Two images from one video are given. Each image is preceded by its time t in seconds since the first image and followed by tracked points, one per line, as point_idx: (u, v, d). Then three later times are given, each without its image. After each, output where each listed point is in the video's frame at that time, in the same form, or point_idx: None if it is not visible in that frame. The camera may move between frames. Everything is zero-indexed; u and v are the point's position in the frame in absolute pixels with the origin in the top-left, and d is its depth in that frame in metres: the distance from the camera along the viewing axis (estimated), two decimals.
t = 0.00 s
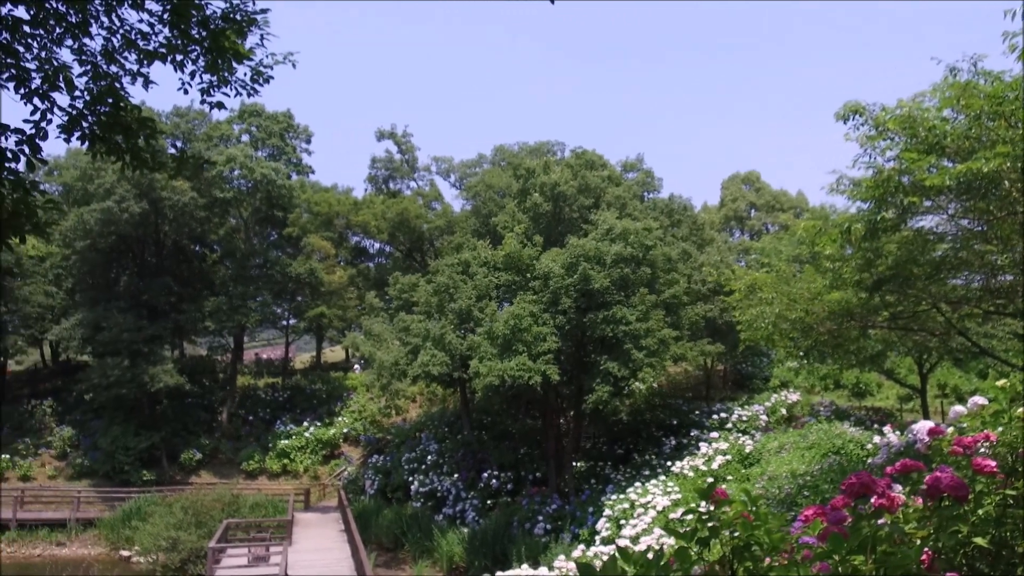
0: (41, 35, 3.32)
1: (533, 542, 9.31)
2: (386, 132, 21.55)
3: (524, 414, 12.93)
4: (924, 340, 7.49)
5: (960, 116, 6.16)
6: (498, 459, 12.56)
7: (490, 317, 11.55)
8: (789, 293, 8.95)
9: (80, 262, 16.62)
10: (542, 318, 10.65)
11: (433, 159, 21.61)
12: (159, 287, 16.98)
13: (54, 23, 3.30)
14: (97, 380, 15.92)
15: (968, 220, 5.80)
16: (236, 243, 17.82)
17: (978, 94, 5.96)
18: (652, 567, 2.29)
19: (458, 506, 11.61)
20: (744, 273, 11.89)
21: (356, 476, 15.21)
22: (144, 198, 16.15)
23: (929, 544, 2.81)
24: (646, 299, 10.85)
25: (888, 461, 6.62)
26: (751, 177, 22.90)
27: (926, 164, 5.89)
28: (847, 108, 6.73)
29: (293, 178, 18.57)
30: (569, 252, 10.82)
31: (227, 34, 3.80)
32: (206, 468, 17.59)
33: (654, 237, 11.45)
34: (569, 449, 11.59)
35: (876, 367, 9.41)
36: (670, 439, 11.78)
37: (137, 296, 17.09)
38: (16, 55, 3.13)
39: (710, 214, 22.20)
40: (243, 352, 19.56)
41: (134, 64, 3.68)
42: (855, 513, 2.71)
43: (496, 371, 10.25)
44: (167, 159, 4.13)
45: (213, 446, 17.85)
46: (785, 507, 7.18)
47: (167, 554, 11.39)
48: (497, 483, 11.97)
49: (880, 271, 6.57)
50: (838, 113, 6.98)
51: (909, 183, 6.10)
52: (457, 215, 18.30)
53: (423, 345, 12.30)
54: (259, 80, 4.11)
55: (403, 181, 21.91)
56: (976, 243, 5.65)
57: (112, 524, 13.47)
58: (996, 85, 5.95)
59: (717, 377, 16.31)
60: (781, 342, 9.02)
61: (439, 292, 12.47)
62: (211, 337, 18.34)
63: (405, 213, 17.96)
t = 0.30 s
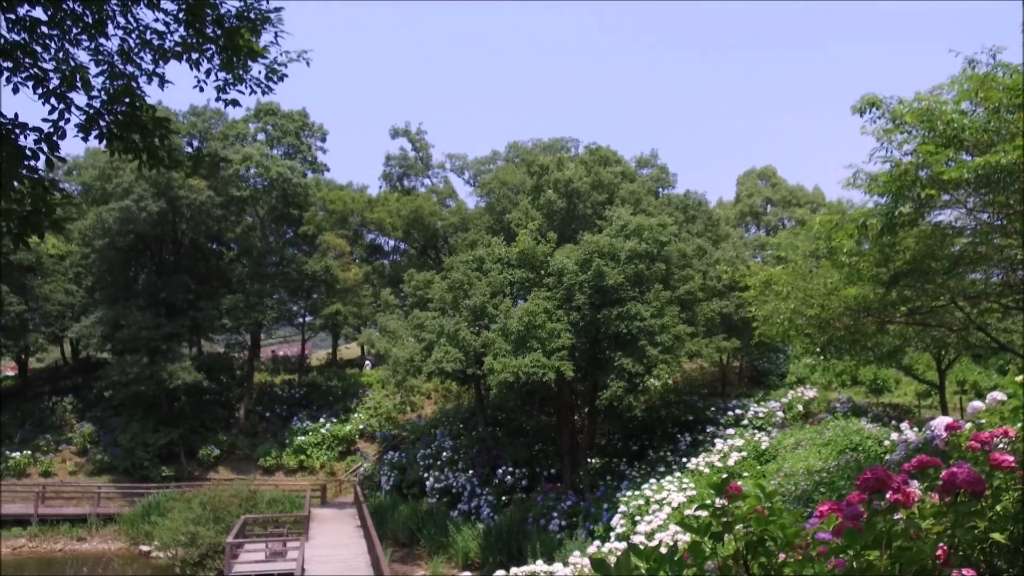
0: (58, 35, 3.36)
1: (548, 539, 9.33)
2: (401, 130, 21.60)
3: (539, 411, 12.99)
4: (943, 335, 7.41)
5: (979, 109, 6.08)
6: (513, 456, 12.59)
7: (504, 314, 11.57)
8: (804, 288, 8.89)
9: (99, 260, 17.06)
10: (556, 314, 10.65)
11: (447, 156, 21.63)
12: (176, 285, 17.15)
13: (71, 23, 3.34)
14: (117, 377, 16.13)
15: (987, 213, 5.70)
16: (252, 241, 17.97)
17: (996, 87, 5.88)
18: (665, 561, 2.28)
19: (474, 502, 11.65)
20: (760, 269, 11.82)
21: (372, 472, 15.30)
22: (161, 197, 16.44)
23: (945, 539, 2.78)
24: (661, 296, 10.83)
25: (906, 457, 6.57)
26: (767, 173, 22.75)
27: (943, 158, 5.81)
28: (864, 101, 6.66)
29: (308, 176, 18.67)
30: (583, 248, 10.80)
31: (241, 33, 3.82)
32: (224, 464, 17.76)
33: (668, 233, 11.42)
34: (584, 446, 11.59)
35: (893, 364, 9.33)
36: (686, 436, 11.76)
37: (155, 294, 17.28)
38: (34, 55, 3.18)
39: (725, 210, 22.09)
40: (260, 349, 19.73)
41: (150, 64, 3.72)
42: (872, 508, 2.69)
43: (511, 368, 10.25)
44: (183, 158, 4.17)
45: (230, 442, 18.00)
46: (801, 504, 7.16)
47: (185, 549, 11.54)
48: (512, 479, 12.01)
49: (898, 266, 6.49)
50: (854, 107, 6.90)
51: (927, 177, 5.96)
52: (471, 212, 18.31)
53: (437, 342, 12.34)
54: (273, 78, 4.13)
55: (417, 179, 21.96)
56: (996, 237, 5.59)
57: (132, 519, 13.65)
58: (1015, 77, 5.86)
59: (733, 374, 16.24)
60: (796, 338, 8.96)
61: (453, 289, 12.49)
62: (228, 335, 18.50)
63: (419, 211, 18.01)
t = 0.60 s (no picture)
0: (67, 31, 3.39)
1: (557, 532, 9.36)
2: (408, 124, 21.59)
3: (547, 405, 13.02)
4: (953, 328, 7.36)
5: (990, 100, 6.01)
6: (522, 450, 12.62)
7: (512, 308, 11.58)
8: (813, 281, 8.82)
9: (110, 255, 17.20)
10: (565, 308, 10.66)
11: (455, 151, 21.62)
12: (186, 280, 17.25)
13: (79, 19, 3.37)
14: (127, 372, 16.24)
15: (999, 205, 5.67)
16: (261, 236, 18.03)
17: (1008, 78, 5.81)
18: (672, 553, 2.27)
19: (482, 495, 11.69)
20: (769, 262, 11.78)
21: (381, 466, 15.37)
22: (171, 192, 16.59)
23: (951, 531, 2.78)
24: (669, 290, 10.82)
25: (915, 451, 6.55)
26: (776, 166, 22.65)
27: (953, 150, 5.75)
28: (874, 92, 6.61)
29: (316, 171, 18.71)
30: (591, 242, 10.78)
31: (248, 27, 3.81)
32: (235, 458, 17.87)
33: (676, 226, 11.40)
34: (592, 439, 11.60)
35: (903, 357, 9.30)
36: (694, 429, 11.76)
37: (165, 289, 17.37)
38: (43, 50, 3.20)
39: (734, 204, 22.01)
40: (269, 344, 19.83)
41: (158, 59, 3.73)
42: (878, 500, 2.66)
43: (519, 362, 10.26)
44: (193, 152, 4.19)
45: (240, 437, 18.10)
46: (810, 497, 7.16)
47: (196, 542, 11.65)
48: (520, 473, 12.04)
49: (908, 258, 6.44)
50: (864, 99, 6.84)
51: (937, 171, 5.87)
52: (479, 207, 18.30)
53: (445, 336, 12.37)
54: (281, 72, 4.13)
55: (425, 173, 21.97)
56: (1008, 229, 5.57)
57: (143, 513, 13.78)
58: None
59: (741, 368, 16.22)
60: (806, 331, 8.91)
61: (461, 283, 12.49)
62: (238, 329, 18.60)
63: (427, 205, 18.01)
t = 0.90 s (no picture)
0: (73, 24, 3.39)
1: (562, 523, 9.39)
2: (414, 116, 21.56)
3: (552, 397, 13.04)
4: (961, 320, 7.33)
5: (998, 90, 5.98)
6: (528, 441, 12.67)
7: (518, 300, 11.59)
8: (819, 272, 8.79)
9: (117, 248, 17.29)
10: (570, 301, 10.68)
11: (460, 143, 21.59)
12: (192, 273, 17.33)
13: (85, 11, 3.37)
14: (135, 364, 16.34)
15: (1007, 196, 5.67)
16: (267, 229, 18.07)
17: (1016, 67, 5.77)
18: (677, 543, 2.28)
19: (488, 487, 11.74)
20: (775, 254, 11.76)
21: (387, 457, 15.44)
22: (177, 185, 16.73)
23: (956, 520, 2.76)
24: (674, 281, 10.82)
25: (921, 443, 6.55)
26: (782, 157, 22.55)
27: (961, 140, 5.71)
28: (881, 83, 6.58)
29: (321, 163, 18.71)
30: (597, 234, 10.77)
31: (254, 19, 3.81)
32: (242, 449, 17.96)
33: (682, 218, 11.38)
34: (598, 431, 11.62)
35: (910, 349, 9.27)
36: (699, 421, 11.77)
37: (172, 282, 17.45)
38: (50, 43, 3.21)
39: (741, 195, 21.95)
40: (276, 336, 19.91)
41: (164, 51, 3.74)
42: (883, 490, 2.64)
43: (524, 354, 10.27)
44: (199, 145, 4.20)
45: (247, 428, 18.18)
46: (816, 488, 7.17)
47: (205, 533, 11.76)
48: (526, 464, 12.09)
49: (915, 249, 6.41)
50: (871, 90, 6.80)
51: (945, 161, 5.86)
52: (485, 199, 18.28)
53: (451, 328, 12.39)
54: (286, 64, 4.13)
55: (431, 166, 21.96)
56: (1017, 220, 5.55)
57: (152, 503, 13.89)
58: None
59: (747, 360, 16.21)
60: (811, 323, 8.90)
61: (467, 275, 12.50)
62: (245, 322, 18.68)
63: (433, 197, 17.99)
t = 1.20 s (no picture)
0: (76, 15, 3.39)
1: (566, 513, 9.44)
2: (417, 107, 21.50)
3: (556, 388, 13.06)
4: (965, 311, 7.32)
5: (1004, 80, 5.95)
6: (531, 432, 12.71)
7: (521, 291, 11.59)
8: (823, 263, 8.77)
9: (121, 240, 17.33)
10: (573, 292, 10.68)
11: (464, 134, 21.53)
12: (196, 264, 17.37)
13: (88, 2, 3.36)
14: (140, 355, 16.40)
15: (1012, 186, 5.69)
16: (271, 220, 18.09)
17: (1022, 56, 5.73)
18: (680, 532, 2.29)
19: (492, 477, 11.80)
20: (779, 245, 11.74)
21: (392, 448, 15.50)
22: (181, 177, 16.78)
23: (959, 508, 2.77)
24: (678, 272, 10.82)
25: (925, 433, 6.55)
26: (787, 148, 22.47)
27: (967, 129, 5.65)
28: (887, 73, 6.54)
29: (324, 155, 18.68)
30: (601, 225, 10.75)
31: (257, 10, 3.81)
32: (247, 440, 18.04)
33: (686, 209, 11.36)
34: (601, 422, 11.65)
35: (914, 340, 9.25)
36: (703, 412, 11.79)
37: (176, 274, 17.49)
38: (53, 34, 3.21)
39: (745, 186, 21.90)
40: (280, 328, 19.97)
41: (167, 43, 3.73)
42: (887, 479, 2.64)
43: (528, 346, 10.28)
44: (202, 136, 4.20)
45: (252, 419, 18.24)
46: (820, 478, 7.19)
47: (211, 523, 11.85)
48: (530, 455, 12.14)
49: (919, 239, 6.37)
50: (877, 80, 6.75)
51: (951, 151, 5.77)
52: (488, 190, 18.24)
53: (454, 319, 12.41)
54: (289, 55, 4.13)
55: (434, 157, 21.93)
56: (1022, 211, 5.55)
57: (158, 494, 13.99)
58: None
59: (751, 351, 16.22)
60: (815, 313, 8.88)
61: (470, 267, 12.50)
62: (249, 313, 18.75)
63: (436, 188, 17.95)
